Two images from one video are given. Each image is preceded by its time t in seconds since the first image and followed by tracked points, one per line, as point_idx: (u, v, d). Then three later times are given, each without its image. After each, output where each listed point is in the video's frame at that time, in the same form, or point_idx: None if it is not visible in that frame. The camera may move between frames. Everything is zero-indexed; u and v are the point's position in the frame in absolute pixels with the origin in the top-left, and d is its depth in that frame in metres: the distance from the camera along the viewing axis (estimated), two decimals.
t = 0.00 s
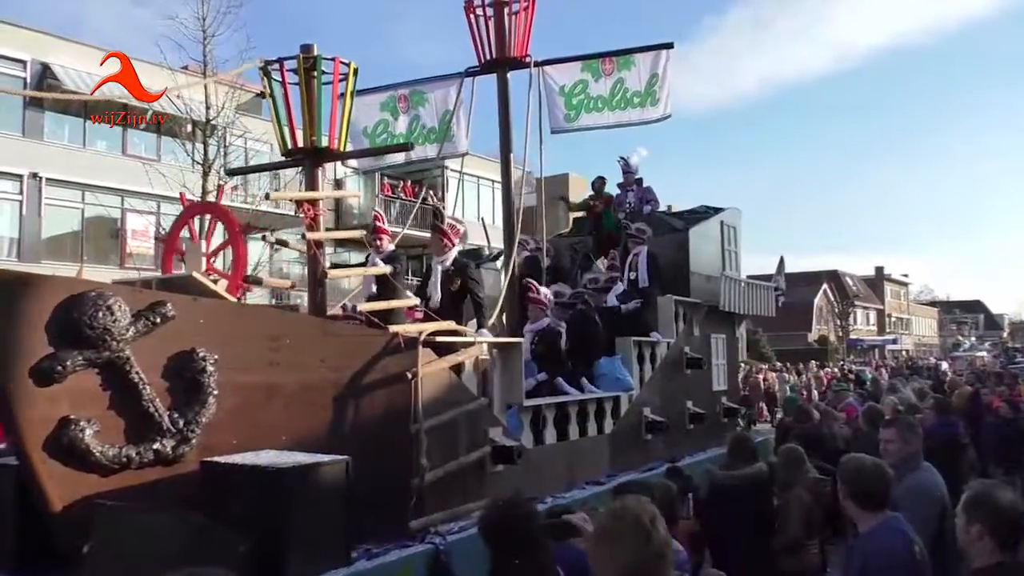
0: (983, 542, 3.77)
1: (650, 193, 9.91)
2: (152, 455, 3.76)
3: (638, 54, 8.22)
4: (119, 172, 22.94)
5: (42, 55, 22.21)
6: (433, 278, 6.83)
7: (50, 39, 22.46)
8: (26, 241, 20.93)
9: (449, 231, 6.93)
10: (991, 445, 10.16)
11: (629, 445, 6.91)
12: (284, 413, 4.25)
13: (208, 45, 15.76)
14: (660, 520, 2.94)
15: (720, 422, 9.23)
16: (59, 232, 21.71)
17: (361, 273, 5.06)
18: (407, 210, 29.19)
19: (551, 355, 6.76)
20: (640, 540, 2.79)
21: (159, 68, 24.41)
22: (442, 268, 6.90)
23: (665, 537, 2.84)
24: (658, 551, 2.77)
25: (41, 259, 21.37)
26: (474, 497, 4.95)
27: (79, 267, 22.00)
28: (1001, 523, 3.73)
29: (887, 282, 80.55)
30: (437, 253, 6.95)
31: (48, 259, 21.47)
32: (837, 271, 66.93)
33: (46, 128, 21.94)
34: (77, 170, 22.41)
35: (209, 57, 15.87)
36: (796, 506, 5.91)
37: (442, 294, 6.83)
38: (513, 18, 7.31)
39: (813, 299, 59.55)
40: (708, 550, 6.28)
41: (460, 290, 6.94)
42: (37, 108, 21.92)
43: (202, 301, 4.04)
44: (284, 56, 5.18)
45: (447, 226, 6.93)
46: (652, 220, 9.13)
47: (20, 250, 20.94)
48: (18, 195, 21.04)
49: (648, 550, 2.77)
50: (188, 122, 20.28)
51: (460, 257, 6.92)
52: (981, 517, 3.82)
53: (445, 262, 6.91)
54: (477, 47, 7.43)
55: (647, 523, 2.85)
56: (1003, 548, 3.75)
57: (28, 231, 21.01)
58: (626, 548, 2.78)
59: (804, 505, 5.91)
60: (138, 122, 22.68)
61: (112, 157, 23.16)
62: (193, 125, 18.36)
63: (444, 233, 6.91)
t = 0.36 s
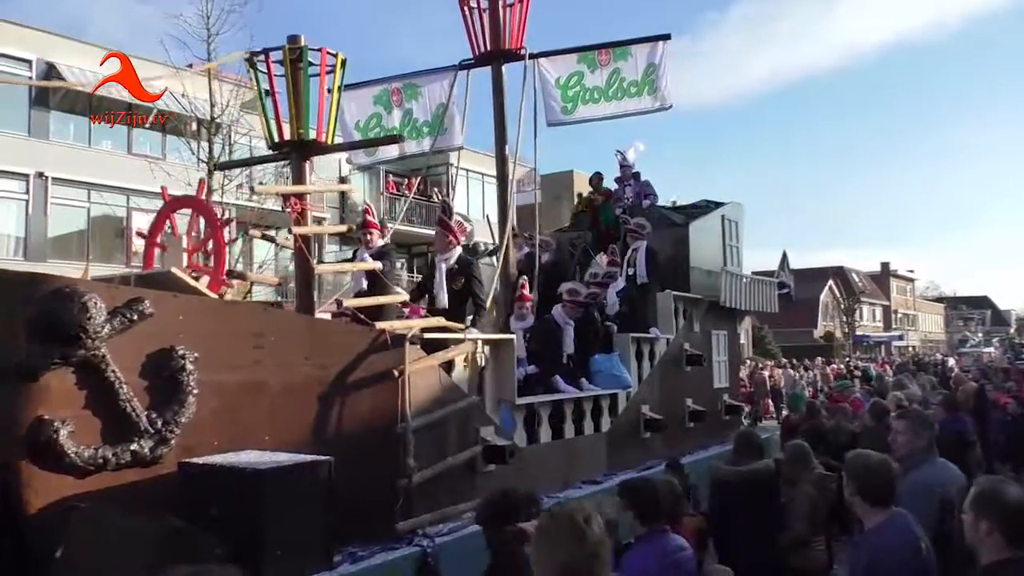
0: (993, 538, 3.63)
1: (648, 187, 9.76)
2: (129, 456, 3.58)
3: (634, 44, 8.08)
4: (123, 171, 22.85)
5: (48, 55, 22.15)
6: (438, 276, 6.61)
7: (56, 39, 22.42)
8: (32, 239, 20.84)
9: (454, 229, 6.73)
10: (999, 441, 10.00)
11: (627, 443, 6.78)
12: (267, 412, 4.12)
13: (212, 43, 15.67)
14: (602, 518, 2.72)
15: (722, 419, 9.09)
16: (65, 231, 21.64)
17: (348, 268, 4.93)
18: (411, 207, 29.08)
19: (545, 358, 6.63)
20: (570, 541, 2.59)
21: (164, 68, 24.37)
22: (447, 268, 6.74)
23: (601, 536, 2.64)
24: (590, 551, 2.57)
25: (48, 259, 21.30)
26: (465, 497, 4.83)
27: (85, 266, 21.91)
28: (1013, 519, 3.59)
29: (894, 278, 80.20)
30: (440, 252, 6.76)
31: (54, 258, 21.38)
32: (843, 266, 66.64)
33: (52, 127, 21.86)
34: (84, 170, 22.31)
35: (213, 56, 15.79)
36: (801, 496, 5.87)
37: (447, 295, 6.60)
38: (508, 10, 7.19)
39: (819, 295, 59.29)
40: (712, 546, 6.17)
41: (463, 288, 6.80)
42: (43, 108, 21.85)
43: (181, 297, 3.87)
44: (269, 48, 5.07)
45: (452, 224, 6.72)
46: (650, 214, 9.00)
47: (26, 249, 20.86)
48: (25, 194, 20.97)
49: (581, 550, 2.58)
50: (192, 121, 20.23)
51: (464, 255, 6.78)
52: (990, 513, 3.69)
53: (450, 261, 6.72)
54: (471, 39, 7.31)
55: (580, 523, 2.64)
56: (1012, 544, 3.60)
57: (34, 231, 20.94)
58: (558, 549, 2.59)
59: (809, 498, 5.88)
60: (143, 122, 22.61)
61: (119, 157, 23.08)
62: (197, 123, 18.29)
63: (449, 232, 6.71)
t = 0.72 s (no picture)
0: (1003, 534, 3.51)
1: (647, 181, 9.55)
2: (105, 457, 3.46)
3: (631, 35, 7.96)
4: (126, 169, 22.73)
5: (52, 54, 22.11)
6: (441, 271, 6.28)
7: (60, 38, 22.35)
8: (39, 238, 20.75)
9: (459, 224, 6.47)
10: (1007, 437, 9.83)
11: (625, 442, 6.65)
12: (249, 411, 4.00)
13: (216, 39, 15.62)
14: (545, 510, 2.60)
15: (723, 418, 8.96)
16: (71, 230, 21.54)
17: (334, 263, 4.82)
18: (415, 204, 28.96)
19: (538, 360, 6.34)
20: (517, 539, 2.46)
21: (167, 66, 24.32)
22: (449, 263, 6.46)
23: (544, 526, 2.53)
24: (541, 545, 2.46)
25: (54, 257, 21.22)
26: (455, 498, 4.70)
27: (92, 264, 21.83)
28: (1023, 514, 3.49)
29: (900, 273, 79.83)
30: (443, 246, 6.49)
31: (61, 257, 21.28)
32: (849, 262, 66.32)
33: (58, 125, 21.74)
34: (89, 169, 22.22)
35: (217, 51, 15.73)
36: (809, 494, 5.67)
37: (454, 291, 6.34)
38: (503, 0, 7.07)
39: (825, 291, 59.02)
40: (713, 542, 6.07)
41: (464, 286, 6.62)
42: (50, 108, 21.71)
43: (159, 293, 3.74)
44: (252, 37, 4.92)
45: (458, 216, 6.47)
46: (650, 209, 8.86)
47: (32, 247, 20.79)
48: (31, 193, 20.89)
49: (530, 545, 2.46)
50: (195, 118, 20.17)
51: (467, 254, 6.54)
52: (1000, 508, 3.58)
53: (452, 257, 6.42)
54: (466, 30, 7.19)
55: (525, 516, 2.52)
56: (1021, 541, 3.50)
57: (41, 229, 20.85)
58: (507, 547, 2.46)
59: (816, 494, 5.69)
60: (147, 120, 22.53)
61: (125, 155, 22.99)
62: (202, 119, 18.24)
63: (454, 226, 6.45)
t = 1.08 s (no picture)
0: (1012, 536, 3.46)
1: (652, 179, 9.46)
2: (76, 459, 3.36)
3: (630, 29, 7.84)
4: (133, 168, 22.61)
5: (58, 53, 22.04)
6: (434, 268, 6.22)
7: (66, 37, 22.25)
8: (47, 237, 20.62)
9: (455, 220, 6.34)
10: (1015, 437, 9.66)
11: (622, 445, 6.53)
12: (228, 413, 3.88)
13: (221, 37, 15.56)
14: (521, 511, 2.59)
15: (724, 420, 8.82)
16: (79, 229, 21.41)
17: (319, 260, 4.70)
18: (420, 203, 28.85)
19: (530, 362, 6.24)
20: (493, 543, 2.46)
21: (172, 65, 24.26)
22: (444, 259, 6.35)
23: (519, 527, 2.52)
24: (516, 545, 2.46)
25: (62, 256, 21.11)
26: (442, 503, 4.58)
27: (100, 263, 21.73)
28: None
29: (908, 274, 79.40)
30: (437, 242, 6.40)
31: (69, 256, 21.16)
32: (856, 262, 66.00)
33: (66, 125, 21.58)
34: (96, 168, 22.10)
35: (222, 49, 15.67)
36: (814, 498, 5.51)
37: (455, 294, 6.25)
38: None
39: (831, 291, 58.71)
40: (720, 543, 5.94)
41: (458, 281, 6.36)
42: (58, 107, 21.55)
43: (136, 290, 3.63)
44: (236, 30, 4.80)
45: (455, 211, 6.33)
46: (651, 207, 8.70)
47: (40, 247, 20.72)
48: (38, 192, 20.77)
49: (502, 547, 2.46)
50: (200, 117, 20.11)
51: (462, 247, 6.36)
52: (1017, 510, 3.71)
53: (447, 252, 6.32)
54: (461, 25, 7.06)
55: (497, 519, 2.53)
56: None
57: (49, 229, 20.73)
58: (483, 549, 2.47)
59: (824, 499, 5.52)
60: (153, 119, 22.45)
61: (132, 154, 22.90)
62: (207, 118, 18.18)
63: (450, 221, 6.33)
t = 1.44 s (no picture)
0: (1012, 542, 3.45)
1: (655, 179, 9.36)
2: (42, 463, 3.24)
3: (625, 25, 7.72)
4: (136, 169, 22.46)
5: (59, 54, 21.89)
6: (416, 265, 6.05)
7: (66, 37, 22.08)
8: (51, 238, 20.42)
9: (437, 213, 6.15)
10: (1019, 440, 9.52)
11: (615, 449, 6.39)
12: (202, 416, 3.75)
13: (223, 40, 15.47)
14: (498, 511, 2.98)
15: (721, 424, 8.68)
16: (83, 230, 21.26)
17: (301, 258, 4.56)
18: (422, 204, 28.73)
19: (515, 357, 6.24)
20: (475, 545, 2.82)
21: (173, 66, 24.15)
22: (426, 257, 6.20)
23: (488, 529, 2.85)
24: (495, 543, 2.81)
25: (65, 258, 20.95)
26: (426, 509, 4.45)
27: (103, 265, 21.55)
28: None
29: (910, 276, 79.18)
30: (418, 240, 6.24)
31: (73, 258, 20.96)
32: (859, 265, 65.81)
33: (69, 126, 21.45)
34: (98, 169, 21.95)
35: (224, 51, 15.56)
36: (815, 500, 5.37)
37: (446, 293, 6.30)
38: None
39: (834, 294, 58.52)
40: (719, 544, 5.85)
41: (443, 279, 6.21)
42: (61, 108, 21.33)
43: (108, 289, 3.51)
44: (217, 22, 4.67)
45: (435, 203, 6.15)
46: (649, 208, 8.55)
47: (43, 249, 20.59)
48: (42, 193, 20.60)
49: (473, 551, 2.81)
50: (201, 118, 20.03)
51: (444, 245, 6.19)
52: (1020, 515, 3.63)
53: (428, 249, 6.14)
54: (454, 20, 6.93)
55: (474, 521, 2.87)
56: None
57: (52, 231, 20.55)
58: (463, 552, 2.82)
59: (824, 500, 5.39)
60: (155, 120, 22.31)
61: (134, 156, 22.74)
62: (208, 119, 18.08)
63: (431, 215, 6.14)
